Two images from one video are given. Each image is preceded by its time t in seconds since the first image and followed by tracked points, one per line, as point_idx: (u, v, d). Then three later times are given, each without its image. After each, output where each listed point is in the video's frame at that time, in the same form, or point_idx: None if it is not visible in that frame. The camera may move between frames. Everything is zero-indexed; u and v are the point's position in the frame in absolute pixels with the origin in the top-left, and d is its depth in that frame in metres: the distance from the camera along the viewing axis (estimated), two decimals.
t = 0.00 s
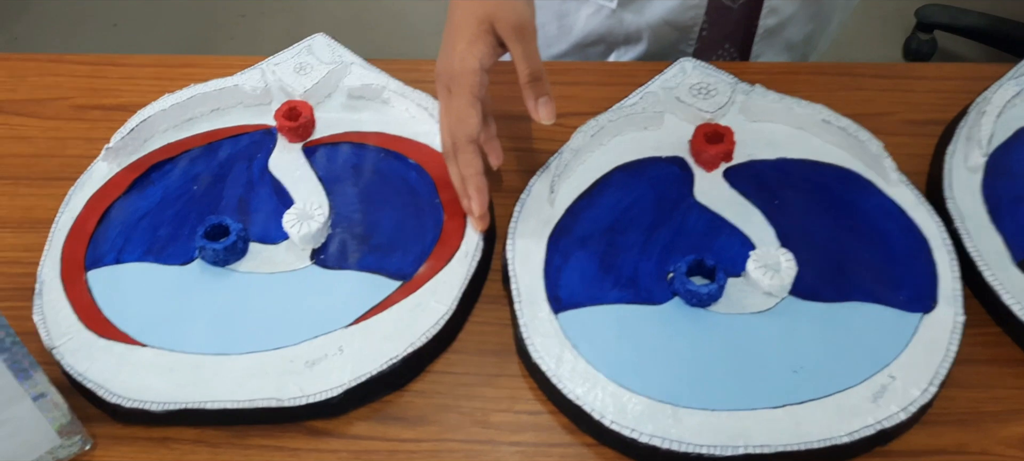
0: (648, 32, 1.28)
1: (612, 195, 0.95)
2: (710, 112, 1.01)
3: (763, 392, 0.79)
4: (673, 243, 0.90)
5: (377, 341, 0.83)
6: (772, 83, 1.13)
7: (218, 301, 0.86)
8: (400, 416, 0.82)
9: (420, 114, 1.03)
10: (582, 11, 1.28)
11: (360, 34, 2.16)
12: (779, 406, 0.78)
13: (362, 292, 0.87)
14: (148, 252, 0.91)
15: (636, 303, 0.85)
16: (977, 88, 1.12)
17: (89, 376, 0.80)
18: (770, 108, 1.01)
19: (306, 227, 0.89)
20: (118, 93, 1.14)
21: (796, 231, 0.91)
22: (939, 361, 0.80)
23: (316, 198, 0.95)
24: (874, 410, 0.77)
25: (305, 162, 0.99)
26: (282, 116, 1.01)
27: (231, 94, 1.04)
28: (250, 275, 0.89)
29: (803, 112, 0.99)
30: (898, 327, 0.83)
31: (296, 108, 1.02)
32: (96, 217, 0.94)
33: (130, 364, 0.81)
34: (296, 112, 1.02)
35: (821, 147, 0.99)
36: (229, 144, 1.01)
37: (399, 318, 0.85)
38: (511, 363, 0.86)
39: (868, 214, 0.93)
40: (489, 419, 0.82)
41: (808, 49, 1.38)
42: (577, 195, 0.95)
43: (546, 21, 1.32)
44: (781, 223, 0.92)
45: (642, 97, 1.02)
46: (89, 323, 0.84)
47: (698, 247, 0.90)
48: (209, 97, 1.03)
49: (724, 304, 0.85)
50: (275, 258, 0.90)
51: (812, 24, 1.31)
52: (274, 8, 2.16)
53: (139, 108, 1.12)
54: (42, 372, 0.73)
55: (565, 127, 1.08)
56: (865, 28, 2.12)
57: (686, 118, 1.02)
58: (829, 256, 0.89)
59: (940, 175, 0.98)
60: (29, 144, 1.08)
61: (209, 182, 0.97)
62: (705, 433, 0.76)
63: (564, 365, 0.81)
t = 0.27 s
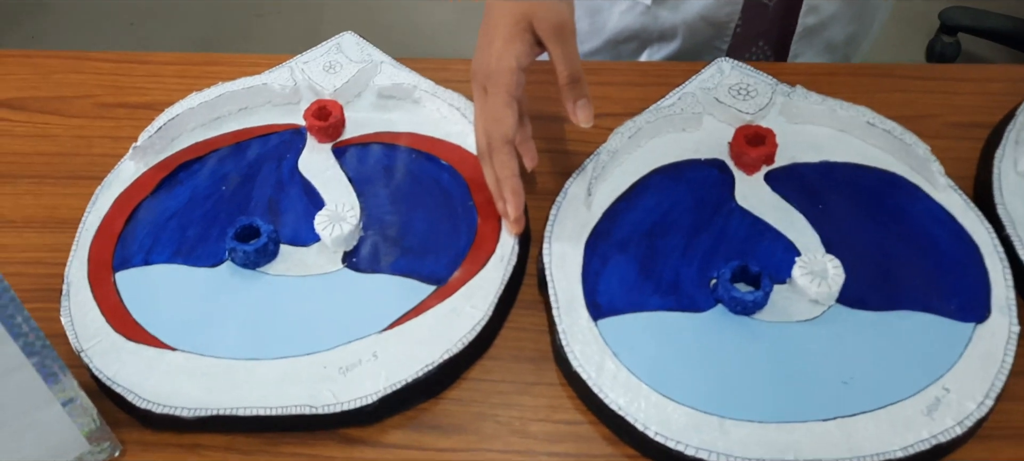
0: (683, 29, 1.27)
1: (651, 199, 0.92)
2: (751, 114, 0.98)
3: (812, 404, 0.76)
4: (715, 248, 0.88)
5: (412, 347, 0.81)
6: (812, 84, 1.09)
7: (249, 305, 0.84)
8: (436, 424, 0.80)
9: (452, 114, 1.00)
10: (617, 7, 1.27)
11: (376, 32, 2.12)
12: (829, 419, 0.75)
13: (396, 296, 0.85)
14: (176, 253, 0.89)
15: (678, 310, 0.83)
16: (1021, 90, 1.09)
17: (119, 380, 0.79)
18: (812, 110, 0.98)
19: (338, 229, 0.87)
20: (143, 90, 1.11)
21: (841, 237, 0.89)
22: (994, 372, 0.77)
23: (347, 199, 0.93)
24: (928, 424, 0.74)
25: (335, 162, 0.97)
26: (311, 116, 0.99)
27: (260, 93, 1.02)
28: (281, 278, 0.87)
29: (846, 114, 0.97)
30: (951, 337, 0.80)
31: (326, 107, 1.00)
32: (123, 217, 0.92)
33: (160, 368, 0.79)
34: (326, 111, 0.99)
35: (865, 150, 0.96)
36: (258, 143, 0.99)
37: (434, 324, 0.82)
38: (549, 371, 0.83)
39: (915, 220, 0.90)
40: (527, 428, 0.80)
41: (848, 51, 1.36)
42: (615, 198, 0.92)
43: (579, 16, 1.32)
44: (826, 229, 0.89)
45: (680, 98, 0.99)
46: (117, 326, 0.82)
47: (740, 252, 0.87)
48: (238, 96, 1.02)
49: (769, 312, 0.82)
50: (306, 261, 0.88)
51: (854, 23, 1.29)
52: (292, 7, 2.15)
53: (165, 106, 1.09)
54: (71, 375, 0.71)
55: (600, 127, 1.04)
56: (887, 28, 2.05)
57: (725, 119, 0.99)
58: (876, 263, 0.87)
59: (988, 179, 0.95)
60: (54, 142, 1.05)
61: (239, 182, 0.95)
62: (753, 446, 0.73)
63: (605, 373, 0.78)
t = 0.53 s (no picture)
0: (723, 33, 1.23)
1: (703, 210, 0.89)
2: (804, 122, 0.95)
3: (881, 428, 0.73)
4: (773, 262, 0.84)
5: (463, 366, 0.78)
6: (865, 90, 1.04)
7: (290, 321, 0.81)
8: (488, 447, 0.77)
9: (494, 123, 0.98)
10: (655, 10, 1.24)
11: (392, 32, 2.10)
12: (900, 443, 0.72)
13: (443, 312, 0.82)
14: (215, 268, 0.86)
15: (737, 328, 0.80)
16: None
17: (160, 401, 0.76)
18: (867, 118, 0.95)
19: (382, 242, 0.85)
20: (173, 97, 1.07)
21: (902, 251, 0.85)
22: None
23: (389, 211, 0.90)
24: (1005, 449, 0.71)
25: (375, 172, 0.94)
26: (350, 124, 0.96)
27: (296, 100, 1.00)
28: (323, 293, 0.84)
29: (903, 123, 0.94)
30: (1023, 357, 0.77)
31: (365, 116, 0.97)
32: (158, 230, 0.89)
33: (202, 388, 0.76)
34: (364, 119, 0.97)
35: (923, 160, 0.93)
36: (295, 153, 0.96)
37: (484, 342, 0.80)
38: (603, 390, 0.80)
39: (980, 233, 0.86)
40: (583, 452, 0.77)
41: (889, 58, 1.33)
42: (666, 209, 0.89)
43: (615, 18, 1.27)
44: (886, 242, 0.86)
45: (730, 105, 0.96)
46: (156, 343, 0.80)
47: (800, 266, 0.84)
48: (274, 103, 0.99)
49: (832, 330, 0.80)
50: (348, 276, 0.85)
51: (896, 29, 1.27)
52: (306, 7, 2.13)
53: (196, 113, 1.05)
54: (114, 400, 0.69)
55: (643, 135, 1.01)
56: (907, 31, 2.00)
57: (777, 128, 0.96)
58: (940, 281, 0.83)
59: None
60: (84, 151, 1.02)
61: (276, 192, 0.92)
62: None
63: (664, 394, 0.76)
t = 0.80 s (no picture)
0: (749, 23, 1.20)
1: (749, 208, 0.86)
2: (849, 114, 0.92)
3: (949, 429, 0.71)
4: (824, 261, 0.82)
5: (510, 373, 0.75)
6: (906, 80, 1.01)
7: (330, 330, 0.79)
8: (539, 456, 0.75)
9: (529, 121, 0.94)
10: None
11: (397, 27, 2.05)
12: (970, 445, 0.70)
13: (487, 318, 0.79)
14: (249, 275, 0.83)
15: (793, 329, 0.77)
16: None
17: (199, 415, 0.73)
18: (913, 110, 0.92)
19: (422, 246, 0.82)
20: (195, 99, 1.05)
21: (957, 246, 0.83)
22: None
23: (425, 214, 0.87)
24: None
25: (408, 173, 0.91)
26: (381, 124, 0.93)
27: (324, 100, 0.96)
28: (362, 300, 0.81)
29: (951, 114, 0.91)
30: None
31: (395, 115, 0.94)
32: (188, 237, 0.86)
33: (242, 401, 0.74)
34: (396, 119, 0.93)
35: (972, 151, 0.90)
36: (324, 155, 0.93)
37: (531, 348, 0.77)
38: (654, 396, 0.78)
39: None
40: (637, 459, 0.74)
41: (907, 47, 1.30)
42: (711, 207, 0.86)
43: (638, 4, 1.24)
44: (940, 238, 0.84)
45: (772, 100, 0.94)
46: (192, 354, 0.77)
47: (853, 265, 0.82)
48: (301, 104, 0.96)
49: (890, 330, 0.77)
50: (387, 282, 0.82)
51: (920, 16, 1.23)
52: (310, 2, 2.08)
53: (220, 115, 1.02)
54: (147, 406, 0.63)
55: (680, 130, 0.98)
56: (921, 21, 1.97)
57: (821, 122, 0.93)
58: (998, 275, 0.81)
59: None
60: (105, 155, 1.00)
61: (308, 197, 0.89)
62: None
63: (721, 400, 0.73)
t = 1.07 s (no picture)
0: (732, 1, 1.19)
1: (744, 188, 0.85)
2: (841, 91, 0.91)
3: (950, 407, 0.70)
4: (820, 240, 0.81)
5: (508, 363, 0.73)
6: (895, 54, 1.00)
7: (320, 325, 0.77)
8: (539, 447, 0.73)
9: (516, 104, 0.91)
10: None
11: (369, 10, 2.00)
12: (971, 422, 0.70)
13: (482, 307, 0.77)
14: (233, 270, 0.80)
15: (792, 310, 0.76)
16: None
17: (187, 417, 0.71)
18: (903, 86, 0.92)
19: (412, 236, 0.79)
20: (168, 87, 1.01)
21: (951, 221, 0.83)
22: None
23: (413, 202, 0.84)
24: None
25: (394, 160, 0.88)
26: (364, 110, 0.90)
27: (304, 87, 0.93)
28: (352, 293, 0.79)
29: (942, 89, 0.90)
30: None
31: (378, 100, 0.91)
32: (168, 232, 0.83)
33: (232, 401, 0.72)
34: (380, 105, 0.90)
35: (963, 126, 0.90)
36: (306, 143, 0.90)
37: (528, 337, 0.75)
38: (653, 382, 0.77)
39: None
40: (639, 447, 0.73)
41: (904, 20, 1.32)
42: (705, 188, 0.84)
43: None
44: (934, 214, 0.83)
45: (763, 77, 0.92)
46: (177, 354, 0.75)
47: (848, 244, 0.81)
48: (280, 91, 0.92)
49: (888, 308, 0.77)
50: (377, 274, 0.80)
51: None
52: None
53: (194, 104, 0.99)
54: (133, 410, 0.62)
55: (669, 111, 0.96)
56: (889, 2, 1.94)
57: (812, 99, 0.92)
58: (992, 251, 0.81)
59: None
60: (76, 148, 0.95)
61: (291, 187, 0.86)
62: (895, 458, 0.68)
63: (722, 384, 0.72)
